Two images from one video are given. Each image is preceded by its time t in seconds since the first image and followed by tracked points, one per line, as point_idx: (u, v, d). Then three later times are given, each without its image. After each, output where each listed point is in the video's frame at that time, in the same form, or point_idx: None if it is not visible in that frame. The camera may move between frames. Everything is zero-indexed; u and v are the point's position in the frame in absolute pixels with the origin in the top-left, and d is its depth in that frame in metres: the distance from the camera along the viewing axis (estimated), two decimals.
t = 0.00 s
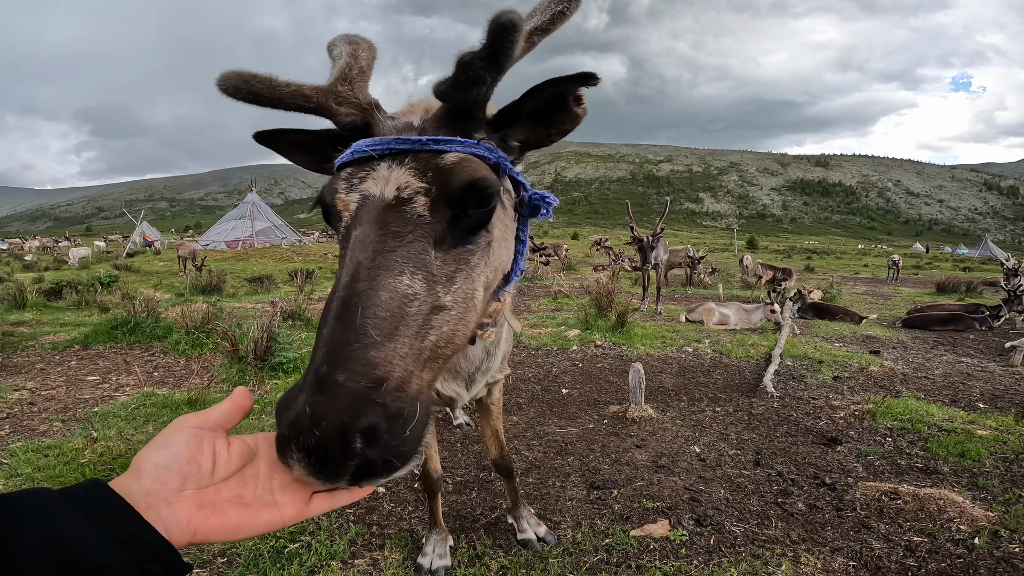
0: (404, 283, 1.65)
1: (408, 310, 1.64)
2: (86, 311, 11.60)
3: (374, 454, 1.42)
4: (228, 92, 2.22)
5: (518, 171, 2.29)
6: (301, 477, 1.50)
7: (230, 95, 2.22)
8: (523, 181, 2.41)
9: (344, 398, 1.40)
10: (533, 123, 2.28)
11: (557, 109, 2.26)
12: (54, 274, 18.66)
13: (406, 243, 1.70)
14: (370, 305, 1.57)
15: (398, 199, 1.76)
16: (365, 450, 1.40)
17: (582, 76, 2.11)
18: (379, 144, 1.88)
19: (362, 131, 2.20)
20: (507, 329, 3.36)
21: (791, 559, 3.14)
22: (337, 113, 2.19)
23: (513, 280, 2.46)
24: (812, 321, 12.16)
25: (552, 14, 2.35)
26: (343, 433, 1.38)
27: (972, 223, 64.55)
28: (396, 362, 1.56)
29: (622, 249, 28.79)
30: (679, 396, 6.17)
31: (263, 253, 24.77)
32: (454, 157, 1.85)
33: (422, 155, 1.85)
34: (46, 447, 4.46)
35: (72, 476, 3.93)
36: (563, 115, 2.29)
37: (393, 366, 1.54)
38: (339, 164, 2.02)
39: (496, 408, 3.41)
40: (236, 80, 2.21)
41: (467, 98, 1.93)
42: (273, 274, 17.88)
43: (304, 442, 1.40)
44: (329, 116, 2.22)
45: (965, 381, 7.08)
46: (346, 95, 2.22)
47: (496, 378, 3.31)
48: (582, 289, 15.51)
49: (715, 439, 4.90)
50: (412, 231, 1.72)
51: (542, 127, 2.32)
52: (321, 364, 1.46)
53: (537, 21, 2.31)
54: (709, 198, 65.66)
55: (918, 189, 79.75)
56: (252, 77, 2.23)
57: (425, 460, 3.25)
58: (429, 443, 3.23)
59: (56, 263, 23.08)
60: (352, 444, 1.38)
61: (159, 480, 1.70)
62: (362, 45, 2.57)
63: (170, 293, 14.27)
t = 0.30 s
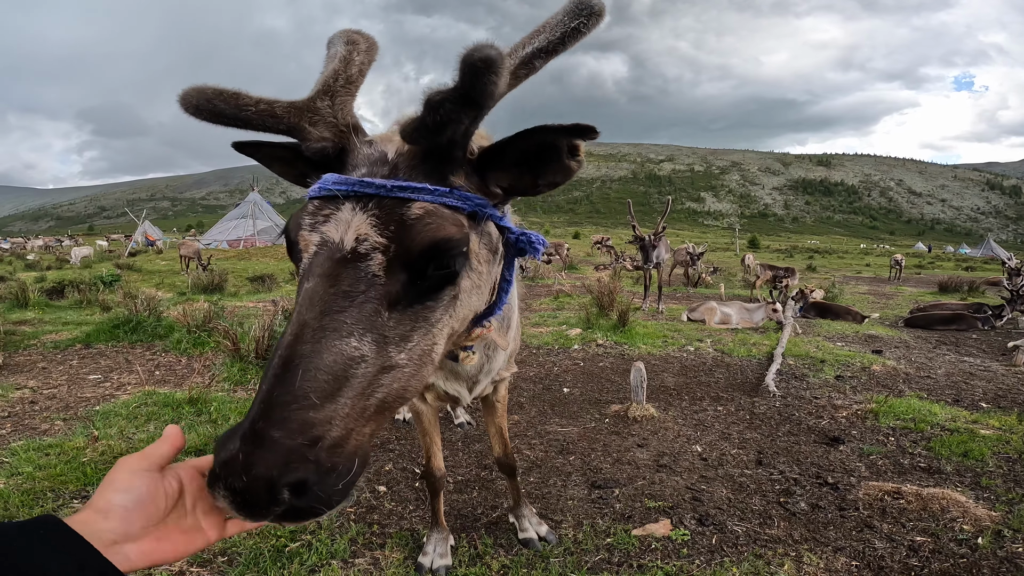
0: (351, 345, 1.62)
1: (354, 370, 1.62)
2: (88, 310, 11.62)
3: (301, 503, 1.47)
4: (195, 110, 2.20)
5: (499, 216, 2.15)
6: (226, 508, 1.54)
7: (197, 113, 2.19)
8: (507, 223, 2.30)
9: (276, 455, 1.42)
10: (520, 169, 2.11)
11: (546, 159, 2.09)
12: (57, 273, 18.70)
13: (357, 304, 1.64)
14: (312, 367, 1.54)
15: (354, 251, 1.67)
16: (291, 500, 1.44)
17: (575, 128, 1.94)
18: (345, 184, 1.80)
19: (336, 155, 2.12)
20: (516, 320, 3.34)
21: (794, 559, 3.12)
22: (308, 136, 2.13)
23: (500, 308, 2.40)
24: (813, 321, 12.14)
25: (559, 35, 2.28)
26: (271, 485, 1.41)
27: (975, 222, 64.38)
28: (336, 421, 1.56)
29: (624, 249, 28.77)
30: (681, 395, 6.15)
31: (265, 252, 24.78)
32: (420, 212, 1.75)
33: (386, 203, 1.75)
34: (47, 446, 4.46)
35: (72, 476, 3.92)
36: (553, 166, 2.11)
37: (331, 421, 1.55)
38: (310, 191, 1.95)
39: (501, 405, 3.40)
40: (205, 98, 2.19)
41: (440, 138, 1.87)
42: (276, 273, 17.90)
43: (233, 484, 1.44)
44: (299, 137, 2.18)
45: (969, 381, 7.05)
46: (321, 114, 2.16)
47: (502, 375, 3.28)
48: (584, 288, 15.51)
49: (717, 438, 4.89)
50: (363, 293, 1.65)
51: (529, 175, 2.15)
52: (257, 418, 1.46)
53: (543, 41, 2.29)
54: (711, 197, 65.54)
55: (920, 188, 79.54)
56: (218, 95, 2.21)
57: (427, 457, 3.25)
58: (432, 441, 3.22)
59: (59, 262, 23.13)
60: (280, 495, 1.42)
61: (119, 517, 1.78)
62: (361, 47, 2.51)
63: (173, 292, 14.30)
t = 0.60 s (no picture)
0: (374, 274, 1.65)
1: (374, 304, 1.63)
2: (92, 307, 11.66)
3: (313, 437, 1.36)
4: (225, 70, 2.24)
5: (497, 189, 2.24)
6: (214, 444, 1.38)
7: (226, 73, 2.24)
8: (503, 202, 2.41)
9: (297, 371, 1.36)
10: (521, 143, 2.32)
11: (546, 132, 2.30)
12: (61, 271, 18.76)
13: (381, 236, 1.71)
14: (338, 290, 1.56)
15: (380, 192, 1.76)
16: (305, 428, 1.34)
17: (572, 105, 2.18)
18: (366, 142, 1.90)
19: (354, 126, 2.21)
20: (511, 323, 3.33)
21: (799, 558, 3.10)
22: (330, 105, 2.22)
23: (479, 302, 2.34)
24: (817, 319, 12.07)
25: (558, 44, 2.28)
26: (291, 404, 1.32)
27: (980, 220, 63.95)
28: (356, 353, 1.52)
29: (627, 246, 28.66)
30: (685, 393, 6.12)
31: (267, 249, 24.78)
32: (439, 161, 1.86)
33: (408, 156, 1.86)
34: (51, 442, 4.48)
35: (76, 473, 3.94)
36: (550, 139, 2.32)
37: (348, 357, 1.50)
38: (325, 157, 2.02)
39: (502, 403, 3.37)
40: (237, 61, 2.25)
41: (466, 106, 2.04)
42: (278, 271, 17.89)
43: (242, 402, 1.32)
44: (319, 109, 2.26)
45: (974, 380, 7.00)
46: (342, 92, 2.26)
47: (502, 373, 3.29)
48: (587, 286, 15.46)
49: (721, 437, 4.86)
50: (387, 226, 1.72)
51: (529, 146, 2.35)
52: (277, 336, 1.42)
53: (541, 46, 2.24)
54: (714, 195, 65.29)
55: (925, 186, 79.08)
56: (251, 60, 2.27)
57: (429, 455, 3.24)
58: (434, 438, 3.21)
59: (63, 260, 23.17)
60: (295, 420, 1.32)
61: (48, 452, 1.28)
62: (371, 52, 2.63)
63: (176, 289, 14.31)
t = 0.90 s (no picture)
0: (406, 213, 1.69)
1: (397, 243, 1.63)
2: (94, 305, 11.67)
3: (299, 355, 1.26)
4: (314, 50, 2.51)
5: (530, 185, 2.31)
6: (191, 353, 1.30)
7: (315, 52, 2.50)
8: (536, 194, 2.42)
9: (307, 275, 1.31)
10: (559, 138, 2.48)
11: (581, 128, 2.46)
12: (61, 269, 18.78)
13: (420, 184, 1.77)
14: (366, 217, 1.59)
15: (427, 150, 1.88)
16: (297, 339, 1.25)
17: (610, 104, 2.34)
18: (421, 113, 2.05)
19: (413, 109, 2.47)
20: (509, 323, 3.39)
21: (799, 559, 3.09)
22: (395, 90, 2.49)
23: (505, 292, 2.41)
24: (819, 319, 12.04)
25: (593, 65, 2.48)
26: (292, 303, 1.25)
27: (982, 220, 63.78)
28: (369, 278, 1.48)
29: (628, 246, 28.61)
30: (686, 393, 6.12)
31: (268, 248, 24.77)
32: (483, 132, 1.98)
33: (459, 128, 1.99)
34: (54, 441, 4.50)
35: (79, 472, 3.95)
36: (586, 135, 2.48)
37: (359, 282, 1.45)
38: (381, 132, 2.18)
39: (498, 403, 3.37)
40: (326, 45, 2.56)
41: (514, 90, 2.30)
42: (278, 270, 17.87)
43: (236, 301, 1.26)
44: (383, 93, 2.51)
45: (976, 380, 6.98)
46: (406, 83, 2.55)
47: (500, 373, 3.31)
48: (587, 286, 15.43)
49: (721, 437, 4.86)
50: (426, 176, 1.80)
51: (565, 141, 2.51)
52: (296, 246, 1.41)
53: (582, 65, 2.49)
54: (716, 194, 65.12)
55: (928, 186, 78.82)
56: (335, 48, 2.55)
57: (429, 455, 3.24)
58: (433, 438, 3.21)
59: (63, 259, 23.14)
60: (288, 325, 1.23)
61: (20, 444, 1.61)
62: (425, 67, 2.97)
63: (176, 288, 14.30)
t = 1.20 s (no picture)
0: (368, 307, 1.66)
1: (367, 339, 1.64)
2: (98, 302, 11.73)
3: (297, 467, 1.43)
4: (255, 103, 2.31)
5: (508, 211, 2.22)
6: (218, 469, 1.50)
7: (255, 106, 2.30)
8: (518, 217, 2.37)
9: (283, 408, 1.41)
10: (528, 165, 2.27)
11: (551, 151, 2.24)
12: (66, 266, 18.87)
13: (378, 271, 1.71)
14: (326, 326, 1.57)
15: (380, 225, 1.77)
16: (291, 459, 1.41)
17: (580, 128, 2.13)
18: (376, 169, 1.91)
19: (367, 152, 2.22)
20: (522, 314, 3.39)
21: (802, 559, 3.09)
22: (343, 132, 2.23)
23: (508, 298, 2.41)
24: (822, 318, 12.00)
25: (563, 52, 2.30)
26: (275, 436, 1.39)
27: (986, 220, 63.55)
28: (345, 382, 1.55)
29: (631, 244, 28.60)
30: (688, 391, 6.10)
31: (271, 245, 24.83)
32: (439, 195, 1.85)
33: (414, 188, 1.85)
34: (54, 439, 4.50)
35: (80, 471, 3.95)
36: (557, 160, 2.26)
37: (338, 388, 1.54)
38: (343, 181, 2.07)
39: (506, 400, 3.38)
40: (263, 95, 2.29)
41: (461, 128, 1.91)
42: (281, 267, 17.91)
43: (234, 436, 1.41)
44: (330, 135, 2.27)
45: (979, 381, 6.95)
46: (356, 115, 2.24)
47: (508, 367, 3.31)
48: (590, 284, 15.43)
49: (724, 436, 4.85)
50: (383, 261, 1.72)
51: (536, 167, 2.30)
52: (272, 373, 1.47)
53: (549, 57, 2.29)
54: (718, 193, 64.96)
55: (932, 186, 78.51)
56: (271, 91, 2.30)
57: (433, 451, 3.25)
58: (439, 434, 3.21)
59: (67, 256, 23.23)
60: (279, 452, 1.39)
61: (86, 517, 1.72)
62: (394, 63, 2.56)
63: (180, 285, 14.36)
